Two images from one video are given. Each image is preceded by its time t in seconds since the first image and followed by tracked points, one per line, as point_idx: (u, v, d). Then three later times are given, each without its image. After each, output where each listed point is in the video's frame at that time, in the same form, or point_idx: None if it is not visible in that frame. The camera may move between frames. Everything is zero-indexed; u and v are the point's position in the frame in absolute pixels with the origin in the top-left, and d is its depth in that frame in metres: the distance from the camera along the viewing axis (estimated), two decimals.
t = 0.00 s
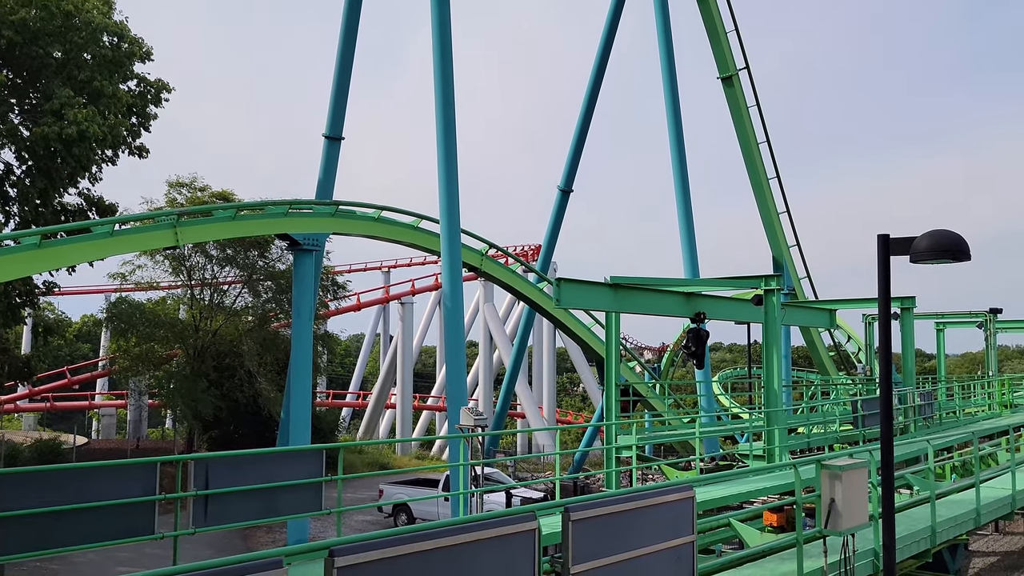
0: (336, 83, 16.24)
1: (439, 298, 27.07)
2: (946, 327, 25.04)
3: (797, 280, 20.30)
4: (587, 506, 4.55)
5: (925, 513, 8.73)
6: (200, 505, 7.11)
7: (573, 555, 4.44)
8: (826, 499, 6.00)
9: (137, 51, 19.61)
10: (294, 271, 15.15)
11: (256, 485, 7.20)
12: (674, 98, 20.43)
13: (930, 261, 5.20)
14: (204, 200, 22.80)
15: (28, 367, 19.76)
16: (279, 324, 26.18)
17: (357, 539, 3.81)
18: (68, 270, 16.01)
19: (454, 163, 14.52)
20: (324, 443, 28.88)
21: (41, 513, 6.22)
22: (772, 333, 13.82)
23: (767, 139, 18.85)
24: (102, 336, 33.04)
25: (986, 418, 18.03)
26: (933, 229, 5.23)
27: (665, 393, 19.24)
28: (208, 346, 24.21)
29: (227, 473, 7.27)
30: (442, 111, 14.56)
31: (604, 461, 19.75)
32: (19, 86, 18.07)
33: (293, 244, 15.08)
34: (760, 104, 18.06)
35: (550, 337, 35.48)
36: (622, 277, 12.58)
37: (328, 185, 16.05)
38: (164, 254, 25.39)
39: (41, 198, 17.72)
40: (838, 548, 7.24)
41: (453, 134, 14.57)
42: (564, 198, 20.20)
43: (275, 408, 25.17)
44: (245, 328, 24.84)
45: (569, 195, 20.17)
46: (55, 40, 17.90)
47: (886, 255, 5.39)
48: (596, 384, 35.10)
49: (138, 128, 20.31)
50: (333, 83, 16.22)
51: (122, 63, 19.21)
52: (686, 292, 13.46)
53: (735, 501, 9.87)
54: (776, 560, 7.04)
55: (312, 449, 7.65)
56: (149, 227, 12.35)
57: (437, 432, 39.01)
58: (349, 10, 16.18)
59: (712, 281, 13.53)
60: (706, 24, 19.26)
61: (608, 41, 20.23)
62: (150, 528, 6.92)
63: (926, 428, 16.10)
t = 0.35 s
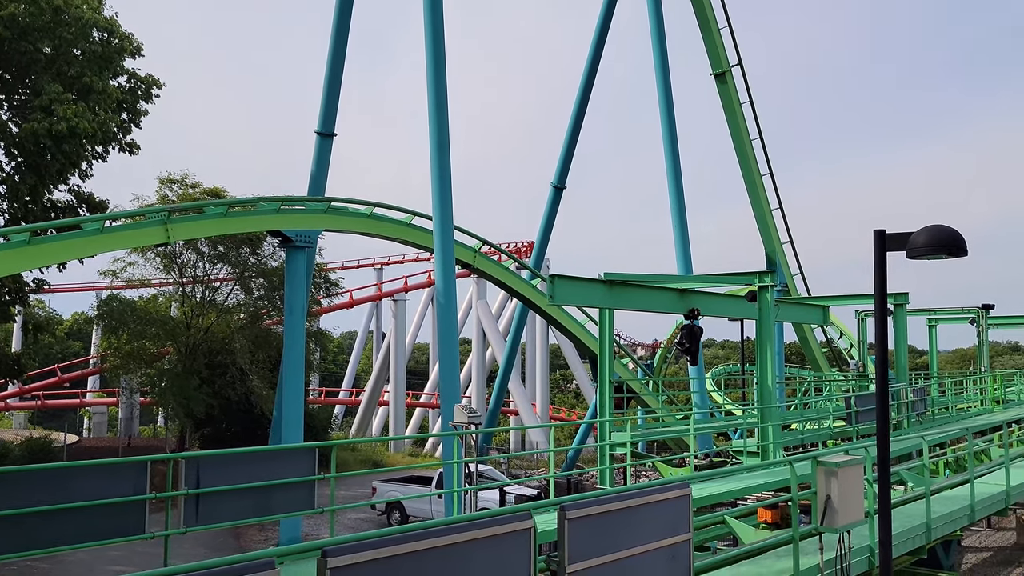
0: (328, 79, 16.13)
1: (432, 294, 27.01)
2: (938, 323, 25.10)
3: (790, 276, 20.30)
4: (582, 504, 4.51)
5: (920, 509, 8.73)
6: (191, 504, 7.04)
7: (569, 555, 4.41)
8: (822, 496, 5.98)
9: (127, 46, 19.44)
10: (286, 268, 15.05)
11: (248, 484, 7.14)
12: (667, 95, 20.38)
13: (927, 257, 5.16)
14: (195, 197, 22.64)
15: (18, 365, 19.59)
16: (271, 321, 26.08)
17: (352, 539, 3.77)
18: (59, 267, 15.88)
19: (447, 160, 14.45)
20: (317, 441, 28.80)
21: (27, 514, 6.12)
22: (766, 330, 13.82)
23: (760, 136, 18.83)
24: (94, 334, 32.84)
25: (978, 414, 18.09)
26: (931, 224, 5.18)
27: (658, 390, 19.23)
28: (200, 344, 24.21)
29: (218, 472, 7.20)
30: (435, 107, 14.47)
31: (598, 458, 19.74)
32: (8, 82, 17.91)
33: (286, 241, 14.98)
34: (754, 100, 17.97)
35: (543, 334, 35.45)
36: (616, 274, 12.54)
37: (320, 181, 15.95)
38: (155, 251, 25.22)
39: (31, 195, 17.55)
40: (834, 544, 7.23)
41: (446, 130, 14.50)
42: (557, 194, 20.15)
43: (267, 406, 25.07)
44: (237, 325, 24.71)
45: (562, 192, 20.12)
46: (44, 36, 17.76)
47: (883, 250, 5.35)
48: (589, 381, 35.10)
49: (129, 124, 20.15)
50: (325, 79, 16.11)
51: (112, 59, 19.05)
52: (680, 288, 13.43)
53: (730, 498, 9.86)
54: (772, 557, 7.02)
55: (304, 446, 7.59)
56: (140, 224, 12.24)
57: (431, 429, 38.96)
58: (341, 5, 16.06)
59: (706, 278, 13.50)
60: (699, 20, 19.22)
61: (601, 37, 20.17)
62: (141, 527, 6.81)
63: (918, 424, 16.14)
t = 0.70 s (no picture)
0: (316, 74, 16.00)
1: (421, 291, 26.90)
2: (926, 318, 25.22)
3: (779, 273, 20.33)
4: (574, 502, 4.45)
5: (911, 504, 8.74)
6: (178, 503, 6.98)
7: (561, 553, 4.37)
8: (814, 492, 5.95)
9: (113, 40, 19.20)
10: (274, 264, 14.92)
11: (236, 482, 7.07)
12: (657, 90, 20.35)
13: (919, 252, 5.13)
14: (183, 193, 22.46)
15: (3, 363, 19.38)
16: (259, 318, 25.95)
17: (342, 539, 3.70)
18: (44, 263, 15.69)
19: (436, 156, 14.36)
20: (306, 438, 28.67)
21: (9, 515, 6.02)
22: (756, 325, 13.82)
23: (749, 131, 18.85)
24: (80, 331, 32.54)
25: (966, 409, 18.19)
26: (922, 220, 5.15)
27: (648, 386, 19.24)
28: (188, 341, 24.03)
29: (204, 471, 7.12)
30: (424, 102, 14.38)
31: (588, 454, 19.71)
32: None
33: (274, 237, 14.84)
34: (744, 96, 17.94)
35: (533, 331, 35.42)
36: (606, 269, 12.50)
37: (308, 176, 15.83)
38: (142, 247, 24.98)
39: (16, 190, 17.34)
40: (825, 541, 7.23)
41: (435, 125, 14.41)
42: (547, 190, 20.09)
43: (255, 403, 24.95)
44: (225, 322, 24.53)
45: (552, 188, 20.06)
46: (28, 30, 17.55)
47: (874, 245, 5.33)
48: (579, 377, 35.10)
49: (115, 119, 19.93)
50: (314, 74, 15.98)
51: (98, 53, 18.82)
52: (670, 284, 13.41)
53: (721, 494, 9.85)
54: (764, 553, 7.01)
55: (293, 445, 7.53)
56: (126, 220, 12.08)
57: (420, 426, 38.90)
58: None
59: (695, 273, 13.49)
60: (689, 16, 19.19)
61: (591, 32, 20.11)
62: (126, 527, 6.73)
63: (907, 419, 16.22)
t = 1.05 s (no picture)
0: (304, 69, 15.88)
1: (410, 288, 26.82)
2: (913, 315, 25.36)
3: (768, 270, 20.39)
4: (566, 500, 4.42)
5: (901, 500, 8.77)
6: (165, 502, 6.90)
7: (553, 552, 4.34)
8: (805, 489, 5.95)
9: (98, 35, 18.98)
10: (261, 261, 14.78)
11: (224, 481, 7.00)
12: (646, 87, 20.33)
13: (910, 248, 5.11)
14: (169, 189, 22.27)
15: None
16: (246, 315, 25.83)
17: (333, 539, 3.65)
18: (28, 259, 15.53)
19: (425, 152, 14.29)
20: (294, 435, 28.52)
21: None
22: (745, 322, 13.83)
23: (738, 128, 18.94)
24: (66, 328, 32.24)
25: (953, 405, 18.31)
26: (913, 215, 5.13)
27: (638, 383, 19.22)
28: (174, 338, 23.79)
29: (192, 468, 7.04)
30: (413, 98, 14.30)
31: (577, 451, 19.70)
32: None
33: (261, 234, 14.72)
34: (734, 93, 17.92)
35: (522, 328, 35.39)
36: (596, 266, 12.48)
37: (296, 172, 15.71)
38: (128, 244, 24.76)
39: None
40: (816, 537, 7.26)
41: (423, 122, 14.33)
42: (536, 187, 20.05)
43: (243, 400, 24.81)
44: (212, 319, 24.34)
45: (541, 184, 20.03)
46: (11, 24, 17.38)
47: (865, 241, 5.31)
48: (568, 374, 35.10)
49: (100, 115, 19.73)
50: (302, 69, 15.86)
51: (83, 48, 18.60)
52: (660, 281, 13.40)
53: (712, 490, 9.86)
54: (755, 549, 7.00)
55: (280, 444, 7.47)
56: (112, 216, 11.94)
57: (409, 424, 38.83)
58: None
59: (685, 270, 13.48)
60: (677, 13, 19.17)
61: (580, 28, 20.06)
62: (112, 525, 6.65)
63: (896, 415, 16.30)
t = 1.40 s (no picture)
0: (290, 65, 15.77)
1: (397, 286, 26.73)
2: (899, 313, 25.55)
3: (754, 267, 20.46)
4: (555, 499, 4.39)
5: (889, 497, 8.83)
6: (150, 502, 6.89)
7: (543, 551, 4.31)
8: (794, 486, 5.96)
9: (82, 31, 18.78)
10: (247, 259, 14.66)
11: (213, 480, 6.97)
12: (634, 85, 20.34)
13: (899, 246, 5.11)
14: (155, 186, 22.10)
15: None
16: (232, 313, 25.69)
17: (323, 539, 3.62)
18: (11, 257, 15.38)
19: (412, 150, 14.23)
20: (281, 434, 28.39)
21: None
22: (733, 319, 13.85)
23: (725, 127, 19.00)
24: (49, 327, 31.95)
25: (938, 402, 18.47)
26: (902, 213, 5.14)
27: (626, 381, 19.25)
28: (160, 336, 23.58)
29: (178, 468, 6.96)
30: (400, 96, 14.24)
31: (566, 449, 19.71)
32: None
33: (247, 232, 14.62)
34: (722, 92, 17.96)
35: (509, 326, 35.39)
36: (584, 264, 12.46)
37: (283, 170, 15.61)
38: (112, 242, 24.54)
39: None
40: (804, 534, 7.28)
41: (411, 120, 14.27)
42: (523, 185, 20.03)
43: (229, 399, 24.65)
44: (198, 318, 24.17)
45: (529, 182, 20.00)
46: None
47: (854, 239, 5.31)
48: (555, 372, 35.14)
49: (85, 112, 19.53)
50: (288, 66, 15.75)
51: (66, 44, 18.40)
52: (648, 279, 13.41)
53: (700, 488, 9.88)
54: (744, 547, 7.01)
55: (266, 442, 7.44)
56: (97, 214, 11.81)
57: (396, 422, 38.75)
58: None
59: (672, 268, 13.50)
60: (664, 12, 19.19)
61: (567, 26, 20.04)
62: (97, 526, 6.58)
63: (882, 412, 16.42)
